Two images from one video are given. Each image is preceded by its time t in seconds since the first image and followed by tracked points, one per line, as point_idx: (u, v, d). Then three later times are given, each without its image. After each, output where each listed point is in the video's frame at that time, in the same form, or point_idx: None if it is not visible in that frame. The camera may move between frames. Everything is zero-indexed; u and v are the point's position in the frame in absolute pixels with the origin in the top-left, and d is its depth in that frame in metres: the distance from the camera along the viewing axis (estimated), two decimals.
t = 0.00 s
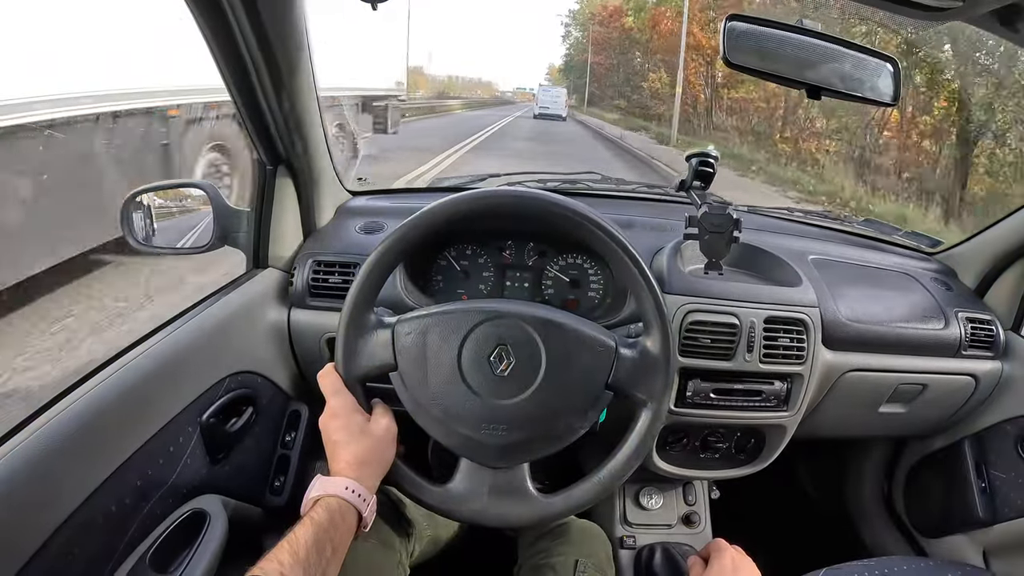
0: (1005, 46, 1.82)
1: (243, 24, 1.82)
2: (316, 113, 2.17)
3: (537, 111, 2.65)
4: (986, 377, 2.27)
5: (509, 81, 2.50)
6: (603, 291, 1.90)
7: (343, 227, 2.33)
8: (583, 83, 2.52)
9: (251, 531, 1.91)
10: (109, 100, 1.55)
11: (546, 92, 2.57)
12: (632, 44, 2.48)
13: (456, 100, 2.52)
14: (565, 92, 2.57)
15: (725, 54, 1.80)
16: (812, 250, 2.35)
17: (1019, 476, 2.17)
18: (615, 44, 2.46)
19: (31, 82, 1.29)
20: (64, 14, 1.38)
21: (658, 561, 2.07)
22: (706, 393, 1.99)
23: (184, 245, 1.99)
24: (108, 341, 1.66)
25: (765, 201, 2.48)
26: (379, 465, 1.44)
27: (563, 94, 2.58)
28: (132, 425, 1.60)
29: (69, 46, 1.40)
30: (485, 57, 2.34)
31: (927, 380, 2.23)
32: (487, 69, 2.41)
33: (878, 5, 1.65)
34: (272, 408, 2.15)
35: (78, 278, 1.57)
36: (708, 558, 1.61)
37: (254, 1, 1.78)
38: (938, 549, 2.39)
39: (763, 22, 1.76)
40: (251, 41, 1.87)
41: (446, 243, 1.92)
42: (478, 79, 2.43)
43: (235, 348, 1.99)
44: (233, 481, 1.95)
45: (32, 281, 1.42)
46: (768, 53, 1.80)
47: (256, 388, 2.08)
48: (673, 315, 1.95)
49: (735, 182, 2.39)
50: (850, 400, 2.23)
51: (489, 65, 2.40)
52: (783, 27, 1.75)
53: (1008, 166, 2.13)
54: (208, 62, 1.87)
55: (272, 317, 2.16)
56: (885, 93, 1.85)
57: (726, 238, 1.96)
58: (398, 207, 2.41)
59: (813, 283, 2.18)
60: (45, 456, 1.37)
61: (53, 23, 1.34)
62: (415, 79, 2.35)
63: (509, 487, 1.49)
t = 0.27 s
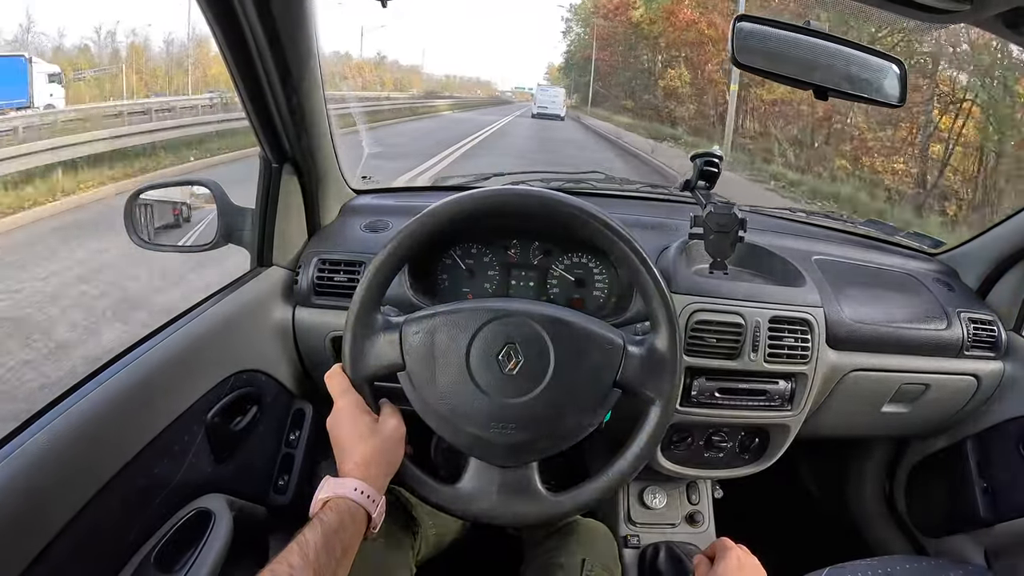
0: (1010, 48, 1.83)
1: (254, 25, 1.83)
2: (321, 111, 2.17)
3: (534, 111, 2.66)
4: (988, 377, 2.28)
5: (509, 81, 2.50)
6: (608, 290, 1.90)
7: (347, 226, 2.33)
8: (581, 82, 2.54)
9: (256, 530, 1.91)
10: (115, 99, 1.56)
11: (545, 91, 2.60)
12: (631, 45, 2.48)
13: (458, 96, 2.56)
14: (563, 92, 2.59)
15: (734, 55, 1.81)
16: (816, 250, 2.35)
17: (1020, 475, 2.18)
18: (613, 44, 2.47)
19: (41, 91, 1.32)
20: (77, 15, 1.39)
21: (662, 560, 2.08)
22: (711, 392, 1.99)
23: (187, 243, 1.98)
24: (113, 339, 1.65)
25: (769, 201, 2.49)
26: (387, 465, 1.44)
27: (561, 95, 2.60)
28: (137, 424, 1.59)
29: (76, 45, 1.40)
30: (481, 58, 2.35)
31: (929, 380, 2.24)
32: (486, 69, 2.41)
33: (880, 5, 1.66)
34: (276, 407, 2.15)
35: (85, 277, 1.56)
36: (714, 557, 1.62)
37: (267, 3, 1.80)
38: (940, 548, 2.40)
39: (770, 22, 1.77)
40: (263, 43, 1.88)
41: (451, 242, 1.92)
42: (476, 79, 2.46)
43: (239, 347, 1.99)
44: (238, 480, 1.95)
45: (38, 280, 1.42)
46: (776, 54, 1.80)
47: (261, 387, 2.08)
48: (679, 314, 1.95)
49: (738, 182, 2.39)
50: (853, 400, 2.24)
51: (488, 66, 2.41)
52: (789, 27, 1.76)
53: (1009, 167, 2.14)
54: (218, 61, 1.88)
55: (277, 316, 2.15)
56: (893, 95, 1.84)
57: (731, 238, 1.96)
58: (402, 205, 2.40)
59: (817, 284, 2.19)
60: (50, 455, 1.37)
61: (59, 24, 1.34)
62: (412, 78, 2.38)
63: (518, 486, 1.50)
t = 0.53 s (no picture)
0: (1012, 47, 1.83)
1: (257, 24, 1.84)
2: (323, 107, 2.16)
3: (532, 110, 2.71)
4: (988, 377, 2.28)
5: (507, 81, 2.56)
6: (609, 289, 1.89)
7: (349, 224, 2.33)
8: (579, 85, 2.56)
9: (256, 529, 1.91)
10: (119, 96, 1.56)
11: (543, 91, 2.64)
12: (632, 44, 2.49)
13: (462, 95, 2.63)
14: (561, 93, 2.61)
15: (738, 56, 1.81)
16: (816, 249, 2.36)
17: (1020, 475, 2.18)
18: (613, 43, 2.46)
19: (59, 88, 1.38)
20: (65, 13, 1.36)
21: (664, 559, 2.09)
22: (713, 391, 1.99)
23: (186, 242, 1.97)
24: (112, 338, 1.65)
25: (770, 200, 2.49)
26: (391, 466, 1.44)
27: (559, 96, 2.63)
28: (138, 422, 1.59)
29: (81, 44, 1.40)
30: (479, 59, 2.38)
31: (930, 380, 2.24)
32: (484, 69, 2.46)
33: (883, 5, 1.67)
34: (277, 405, 2.15)
35: (85, 274, 1.56)
36: (716, 556, 1.62)
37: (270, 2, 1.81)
38: (939, 547, 2.40)
39: (773, 22, 1.76)
40: (265, 41, 1.89)
41: (453, 240, 1.92)
42: (474, 77, 2.50)
43: (240, 345, 1.98)
44: (239, 479, 1.95)
45: (39, 277, 1.41)
46: (778, 54, 1.80)
47: (262, 385, 2.07)
48: (680, 313, 1.95)
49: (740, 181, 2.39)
50: (854, 399, 2.24)
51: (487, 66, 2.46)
52: (793, 27, 1.75)
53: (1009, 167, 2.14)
54: (219, 60, 1.88)
55: (279, 314, 2.15)
56: (895, 95, 1.85)
57: (732, 237, 1.95)
58: (403, 203, 2.39)
59: (819, 283, 2.19)
60: (52, 453, 1.37)
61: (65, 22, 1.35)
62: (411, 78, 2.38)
63: (521, 484, 1.50)
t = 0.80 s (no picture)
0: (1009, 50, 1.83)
1: (252, 25, 1.85)
2: (319, 107, 2.16)
3: (531, 110, 2.72)
4: (984, 378, 2.28)
5: (506, 81, 2.54)
6: (605, 291, 1.89)
7: (345, 225, 2.33)
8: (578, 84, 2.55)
9: (253, 529, 1.91)
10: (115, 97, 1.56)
11: (542, 92, 2.64)
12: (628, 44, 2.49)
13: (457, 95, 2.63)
14: (560, 93, 2.62)
15: (731, 57, 1.81)
16: (812, 251, 2.36)
17: (1016, 476, 2.18)
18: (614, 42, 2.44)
19: (77, 87, 1.43)
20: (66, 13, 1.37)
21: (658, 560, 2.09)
22: (707, 392, 1.99)
23: (183, 243, 1.98)
24: (108, 339, 1.65)
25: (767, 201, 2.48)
26: (384, 467, 1.44)
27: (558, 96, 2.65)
28: (134, 423, 1.60)
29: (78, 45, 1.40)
30: (478, 59, 2.37)
31: (926, 381, 2.25)
32: (483, 69, 2.44)
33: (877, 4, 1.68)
34: (273, 406, 2.15)
35: (81, 275, 1.57)
36: (710, 557, 1.62)
37: (265, 4, 1.82)
38: (936, 548, 2.41)
39: (769, 23, 1.77)
40: (259, 42, 1.89)
41: (448, 241, 1.92)
42: (473, 77, 2.49)
43: (237, 346, 1.99)
44: (235, 479, 1.96)
45: (34, 278, 1.42)
46: (771, 56, 1.80)
47: (258, 385, 2.08)
48: (675, 314, 1.96)
49: (736, 182, 2.39)
50: (850, 401, 2.24)
51: (486, 66, 2.43)
52: (787, 28, 1.76)
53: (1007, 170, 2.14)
54: (215, 62, 1.88)
55: (275, 315, 2.16)
56: (888, 96, 1.84)
57: (728, 239, 1.96)
58: (399, 204, 2.40)
59: (813, 285, 2.19)
60: (47, 453, 1.37)
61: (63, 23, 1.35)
62: (409, 78, 2.37)
63: (514, 486, 1.50)
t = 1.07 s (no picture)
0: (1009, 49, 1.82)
1: (245, 23, 1.84)
2: (315, 107, 2.16)
3: (531, 110, 2.74)
4: (982, 378, 2.28)
5: (505, 80, 2.53)
6: (601, 290, 1.90)
7: (342, 225, 2.33)
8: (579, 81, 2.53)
9: (249, 529, 1.91)
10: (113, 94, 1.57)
11: (541, 92, 2.63)
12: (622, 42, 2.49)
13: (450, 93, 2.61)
14: (560, 93, 2.60)
15: (726, 55, 1.82)
16: (809, 250, 2.36)
17: (1013, 476, 2.18)
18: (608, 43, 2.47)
19: (91, 87, 1.48)
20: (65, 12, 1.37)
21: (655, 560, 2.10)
22: (703, 392, 1.99)
23: (181, 242, 1.99)
24: (104, 339, 1.65)
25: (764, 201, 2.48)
26: (379, 467, 1.44)
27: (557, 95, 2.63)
28: (130, 422, 1.60)
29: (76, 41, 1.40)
30: (477, 59, 2.37)
31: (923, 381, 2.25)
32: (481, 68, 2.44)
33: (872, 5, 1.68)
34: (270, 405, 2.15)
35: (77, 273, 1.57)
36: (705, 557, 1.62)
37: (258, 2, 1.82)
38: (933, 548, 2.41)
39: (764, 23, 1.77)
40: (254, 39, 1.89)
41: (444, 241, 1.92)
42: (471, 76, 2.48)
43: (233, 345, 1.99)
44: (232, 479, 1.96)
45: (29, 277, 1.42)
46: (767, 54, 1.80)
47: (254, 385, 2.08)
48: (670, 314, 1.96)
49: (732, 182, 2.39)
50: (847, 400, 2.24)
51: (484, 66, 2.43)
52: (785, 28, 1.75)
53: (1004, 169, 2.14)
54: (209, 61, 1.88)
55: (271, 315, 2.16)
56: (885, 96, 1.84)
57: (724, 238, 1.97)
58: (396, 205, 2.40)
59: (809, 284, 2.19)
60: (43, 453, 1.37)
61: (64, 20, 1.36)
62: (407, 78, 2.35)
63: (508, 486, 1.50)
